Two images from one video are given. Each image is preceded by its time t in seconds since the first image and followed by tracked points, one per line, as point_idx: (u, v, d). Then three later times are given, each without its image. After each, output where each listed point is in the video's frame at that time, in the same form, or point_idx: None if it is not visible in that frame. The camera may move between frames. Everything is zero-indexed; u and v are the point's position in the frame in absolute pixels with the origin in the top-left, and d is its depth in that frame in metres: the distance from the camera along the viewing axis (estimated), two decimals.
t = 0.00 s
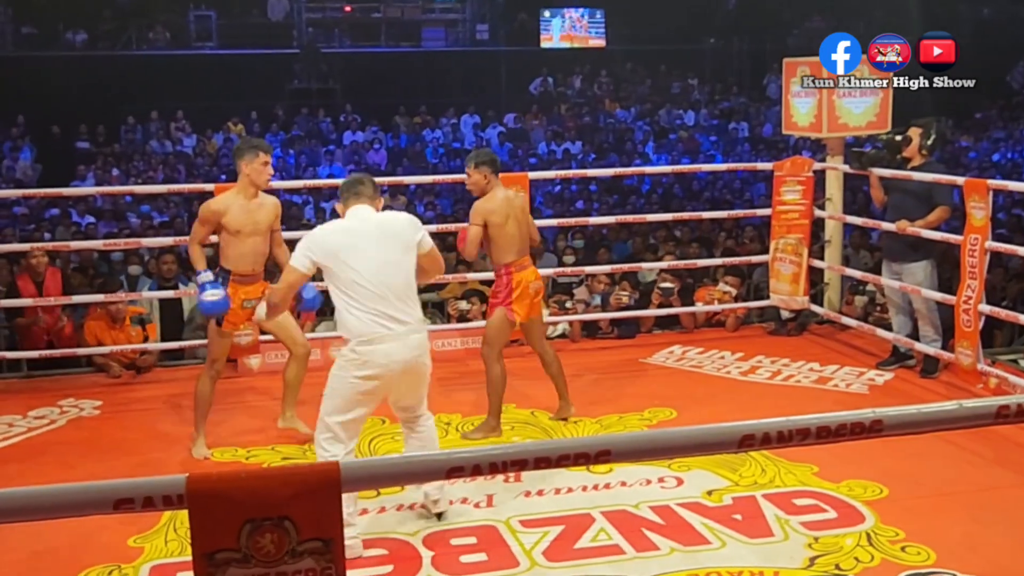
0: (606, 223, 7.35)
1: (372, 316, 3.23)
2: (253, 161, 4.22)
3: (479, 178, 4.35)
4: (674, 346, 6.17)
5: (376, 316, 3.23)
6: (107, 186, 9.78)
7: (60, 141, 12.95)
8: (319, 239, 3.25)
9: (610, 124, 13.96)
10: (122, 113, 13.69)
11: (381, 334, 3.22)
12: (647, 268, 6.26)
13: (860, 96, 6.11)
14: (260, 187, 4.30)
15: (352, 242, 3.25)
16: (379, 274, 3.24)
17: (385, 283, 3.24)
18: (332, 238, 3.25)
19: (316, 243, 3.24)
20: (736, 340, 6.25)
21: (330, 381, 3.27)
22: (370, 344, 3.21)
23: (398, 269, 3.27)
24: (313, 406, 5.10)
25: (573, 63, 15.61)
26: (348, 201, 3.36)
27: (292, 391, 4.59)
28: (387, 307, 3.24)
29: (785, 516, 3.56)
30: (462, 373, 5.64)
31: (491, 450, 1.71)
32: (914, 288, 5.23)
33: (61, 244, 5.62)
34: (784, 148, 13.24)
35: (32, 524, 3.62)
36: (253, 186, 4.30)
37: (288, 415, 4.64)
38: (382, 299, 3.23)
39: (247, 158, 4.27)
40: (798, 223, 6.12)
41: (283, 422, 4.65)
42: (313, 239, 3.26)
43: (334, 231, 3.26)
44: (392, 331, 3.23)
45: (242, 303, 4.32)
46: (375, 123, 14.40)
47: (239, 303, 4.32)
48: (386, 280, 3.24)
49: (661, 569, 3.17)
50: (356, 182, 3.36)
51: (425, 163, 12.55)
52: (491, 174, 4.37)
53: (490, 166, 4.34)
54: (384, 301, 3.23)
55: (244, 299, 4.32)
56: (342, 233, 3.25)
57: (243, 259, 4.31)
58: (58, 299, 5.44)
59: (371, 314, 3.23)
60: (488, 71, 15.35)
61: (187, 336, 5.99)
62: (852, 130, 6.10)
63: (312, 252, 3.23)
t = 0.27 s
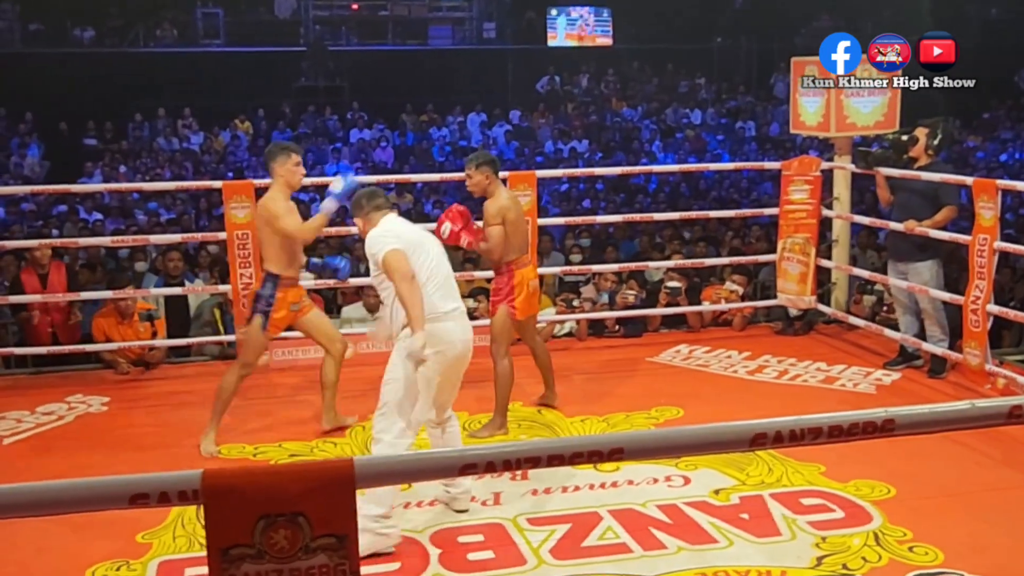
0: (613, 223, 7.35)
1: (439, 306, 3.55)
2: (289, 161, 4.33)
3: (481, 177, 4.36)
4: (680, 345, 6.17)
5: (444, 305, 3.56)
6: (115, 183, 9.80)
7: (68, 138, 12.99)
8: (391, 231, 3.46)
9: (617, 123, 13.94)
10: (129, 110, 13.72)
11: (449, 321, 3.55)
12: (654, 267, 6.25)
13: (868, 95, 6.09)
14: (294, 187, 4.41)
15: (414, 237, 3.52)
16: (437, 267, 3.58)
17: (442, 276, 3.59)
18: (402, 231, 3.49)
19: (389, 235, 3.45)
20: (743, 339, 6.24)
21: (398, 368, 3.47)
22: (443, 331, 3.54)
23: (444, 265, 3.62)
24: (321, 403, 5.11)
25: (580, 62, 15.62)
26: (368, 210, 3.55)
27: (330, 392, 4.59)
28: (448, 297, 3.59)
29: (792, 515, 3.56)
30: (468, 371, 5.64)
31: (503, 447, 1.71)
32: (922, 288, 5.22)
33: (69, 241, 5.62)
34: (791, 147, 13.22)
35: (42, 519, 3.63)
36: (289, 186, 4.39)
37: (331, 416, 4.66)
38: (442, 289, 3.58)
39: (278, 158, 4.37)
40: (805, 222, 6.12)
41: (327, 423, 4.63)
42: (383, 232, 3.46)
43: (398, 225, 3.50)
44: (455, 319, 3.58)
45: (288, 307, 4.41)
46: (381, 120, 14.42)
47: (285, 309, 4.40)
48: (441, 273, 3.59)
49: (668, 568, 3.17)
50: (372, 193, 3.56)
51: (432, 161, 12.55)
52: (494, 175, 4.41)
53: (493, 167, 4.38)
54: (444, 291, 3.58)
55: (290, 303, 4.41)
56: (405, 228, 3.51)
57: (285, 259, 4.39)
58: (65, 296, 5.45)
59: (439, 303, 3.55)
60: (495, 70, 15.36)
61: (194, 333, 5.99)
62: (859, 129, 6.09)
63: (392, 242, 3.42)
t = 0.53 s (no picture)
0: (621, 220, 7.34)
1: (458, 284, 3.40)
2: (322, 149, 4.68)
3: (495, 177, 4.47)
4: (688, 344, 6.16)
5: (462, 285, 3.40)
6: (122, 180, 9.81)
7: (76, 134, 13.01)
8: (395, 215, 3.37)
9: (624, 122, 13.93)
10: (137, 107, 13.74)
11: (470, 300, 3.39)
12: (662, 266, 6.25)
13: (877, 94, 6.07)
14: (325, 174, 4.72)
15: (425, 214, 3.40)
16: (458, 243, 3.42)
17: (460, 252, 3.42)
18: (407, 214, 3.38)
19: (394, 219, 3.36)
20: (750, 339, 6.24)
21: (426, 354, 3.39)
22: (462, 311, 3.37)
23: (465, 240, 3.45)
24: (329, 400, 5.11)
25: (587, 60, 15.62)
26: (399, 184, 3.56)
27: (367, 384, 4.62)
28: (471, 272, 3.43)
29: (800, 515, 3.56)
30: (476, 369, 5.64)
31: (517, 444, 1.72)
32: (930, 288, 5.20)
33: (78, 238, 5.63)
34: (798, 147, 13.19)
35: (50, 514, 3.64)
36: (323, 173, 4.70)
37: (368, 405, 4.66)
38: (461, 266, 3.41)
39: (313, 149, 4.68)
40: (814, 222, 6.11)
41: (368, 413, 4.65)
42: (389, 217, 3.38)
43: (404, 208, 3.40)
44: (478, 298, 3.41)
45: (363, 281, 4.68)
46: (388, 118, 14.42)
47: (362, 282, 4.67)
48: (462, 247, 3.43)
49: (676, 566, 3.17)
50: (403, 163, 3.55)
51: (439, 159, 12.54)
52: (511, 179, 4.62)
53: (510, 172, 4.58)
54: (463, 266, 3.42)
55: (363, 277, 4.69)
56: (413, 208, 3.40)
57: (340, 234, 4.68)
58: (73, 292, 5.46)
59: (456, 282, 3.39)
60: (502, 68, 15.36)
61: (202, 331, 6.01)
62: (868, 129, 6.08)
63: (393, 229, 3.34)
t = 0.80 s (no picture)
0: (628, 219, 7.33)
1: (465, 293, 3.36)
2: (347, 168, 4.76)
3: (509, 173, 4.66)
4: (694, 344, 6.16)
5: (469, 294, 3.36)
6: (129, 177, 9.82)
7: (83, 132, 13.04)
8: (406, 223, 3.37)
9: (631, 121, 13.92)
10: (144, 104, 13.77)
11: (476, 310, 3.35)
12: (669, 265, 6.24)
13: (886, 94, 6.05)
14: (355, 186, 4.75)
15: (436, 221, 3.35)
16: (469, 249, 3.35)
17: (469, 260, 3.35)
18: (416, 221, 3.35)
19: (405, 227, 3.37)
20: (757, 338, 6.23)
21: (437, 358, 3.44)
22: (466, 321, 3.35)
23: (478, 245, 3.36)
24: (336, 398, 5.12)
25: (594, 59, 15.61)
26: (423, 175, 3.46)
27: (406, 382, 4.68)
28: (481, 279, 3.37)
29: (807, 515, 3.55)
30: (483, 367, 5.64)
31: (527, 441, 1.72)
32: (937, 289, 5.19)
33: (86, 234, 5.64)
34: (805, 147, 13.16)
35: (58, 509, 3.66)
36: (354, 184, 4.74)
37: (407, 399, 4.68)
38: (469, 274, 3.35)
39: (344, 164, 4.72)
40: (822, 221, 6.09)
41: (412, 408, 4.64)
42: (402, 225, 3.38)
43: (417, 214, 3.38)
44: (485, 307, 3.36)
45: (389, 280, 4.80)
46: (395, 116, 14.42)
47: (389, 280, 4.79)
48: (472, 254, 3.34)
49: (682, 565, 3.16)
50: (428, 157, 3.45)
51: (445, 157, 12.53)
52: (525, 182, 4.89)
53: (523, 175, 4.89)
54: (475, 275, 3.36)
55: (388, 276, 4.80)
56: (425, 213, 3.36)
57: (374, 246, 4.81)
58: (81, 289, 5.47)
59: (463, 291, 3.36)
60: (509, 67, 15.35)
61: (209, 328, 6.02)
62: (877, 129, 6.04)
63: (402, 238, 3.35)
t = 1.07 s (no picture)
0: (635, 219, 7.32)
1: (503, 294, 3.41)
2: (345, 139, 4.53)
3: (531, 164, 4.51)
4: (702, 344, 6.15)
5: (507, 296, 3.41)
6: (137, 176, 9.84)
7: (91, 130, 13.08)
8: (456, 221, 3.44)
9: (638, 121, 13.92)
10: (152, 103, 13.83)
11: (512, 312, 3.40)
12: (676, 265, 6.23)
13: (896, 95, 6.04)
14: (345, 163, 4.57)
15: (485, 220, 3.41)
16: (513, 252, 3.40)
17: (512, 262, 3.39)
18: (466, 219, 3.42)
19: (455, 224, 3.44)
20: (765, 339, 6.22)
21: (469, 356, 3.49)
22: (501, 322, 3.39)
23: (523, 249, 3.41)
24: (343, 396, 5.12)
25: (601, 59, 15.62)
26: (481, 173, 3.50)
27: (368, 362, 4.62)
28: (520, 283, 3.41)
29: (815, 515, 3.54)
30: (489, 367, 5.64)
31: (540, 440, 1.73)
32: (947, 290, 5.18)
33: (95, 232, 5.64)
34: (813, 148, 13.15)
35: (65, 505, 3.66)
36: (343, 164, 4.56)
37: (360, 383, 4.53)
38: (509, 277, 3.39)
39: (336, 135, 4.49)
40: (830, 222, 6.08)
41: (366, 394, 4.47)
42: (453, 222, 3.46)
43: (467, 212, 3.44)
44: (521, 310, 3.40)
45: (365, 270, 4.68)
46: (402, 115, 14.45)
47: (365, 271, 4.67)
48: (516, 258, 3.39)
49: (690, 565, 3.16)
50: (485, 156, 3.47)
51: (452, 156, 12.53)
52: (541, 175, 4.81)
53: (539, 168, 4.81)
54: (517, 278, 3.40)
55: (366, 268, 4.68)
56: (475, 212, 3.42)
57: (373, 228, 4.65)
58: (90, 287, 5.48)
59: (501, 293, 3.41)
60: (516, 67, 15.38)
61: (216, 326, 6.03)
62: (886, 129, 6.04)
63: (450, 234, 3.43)
